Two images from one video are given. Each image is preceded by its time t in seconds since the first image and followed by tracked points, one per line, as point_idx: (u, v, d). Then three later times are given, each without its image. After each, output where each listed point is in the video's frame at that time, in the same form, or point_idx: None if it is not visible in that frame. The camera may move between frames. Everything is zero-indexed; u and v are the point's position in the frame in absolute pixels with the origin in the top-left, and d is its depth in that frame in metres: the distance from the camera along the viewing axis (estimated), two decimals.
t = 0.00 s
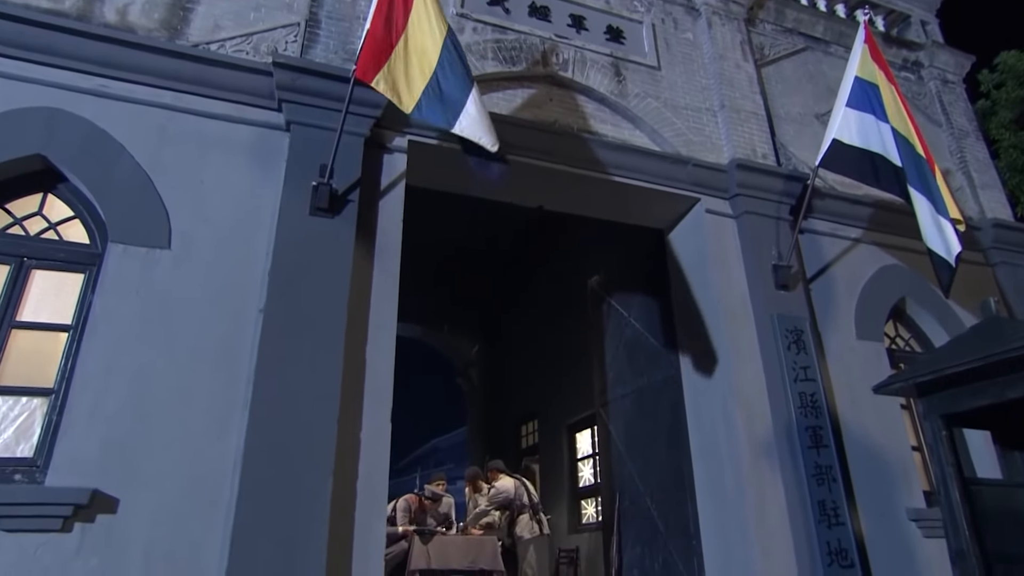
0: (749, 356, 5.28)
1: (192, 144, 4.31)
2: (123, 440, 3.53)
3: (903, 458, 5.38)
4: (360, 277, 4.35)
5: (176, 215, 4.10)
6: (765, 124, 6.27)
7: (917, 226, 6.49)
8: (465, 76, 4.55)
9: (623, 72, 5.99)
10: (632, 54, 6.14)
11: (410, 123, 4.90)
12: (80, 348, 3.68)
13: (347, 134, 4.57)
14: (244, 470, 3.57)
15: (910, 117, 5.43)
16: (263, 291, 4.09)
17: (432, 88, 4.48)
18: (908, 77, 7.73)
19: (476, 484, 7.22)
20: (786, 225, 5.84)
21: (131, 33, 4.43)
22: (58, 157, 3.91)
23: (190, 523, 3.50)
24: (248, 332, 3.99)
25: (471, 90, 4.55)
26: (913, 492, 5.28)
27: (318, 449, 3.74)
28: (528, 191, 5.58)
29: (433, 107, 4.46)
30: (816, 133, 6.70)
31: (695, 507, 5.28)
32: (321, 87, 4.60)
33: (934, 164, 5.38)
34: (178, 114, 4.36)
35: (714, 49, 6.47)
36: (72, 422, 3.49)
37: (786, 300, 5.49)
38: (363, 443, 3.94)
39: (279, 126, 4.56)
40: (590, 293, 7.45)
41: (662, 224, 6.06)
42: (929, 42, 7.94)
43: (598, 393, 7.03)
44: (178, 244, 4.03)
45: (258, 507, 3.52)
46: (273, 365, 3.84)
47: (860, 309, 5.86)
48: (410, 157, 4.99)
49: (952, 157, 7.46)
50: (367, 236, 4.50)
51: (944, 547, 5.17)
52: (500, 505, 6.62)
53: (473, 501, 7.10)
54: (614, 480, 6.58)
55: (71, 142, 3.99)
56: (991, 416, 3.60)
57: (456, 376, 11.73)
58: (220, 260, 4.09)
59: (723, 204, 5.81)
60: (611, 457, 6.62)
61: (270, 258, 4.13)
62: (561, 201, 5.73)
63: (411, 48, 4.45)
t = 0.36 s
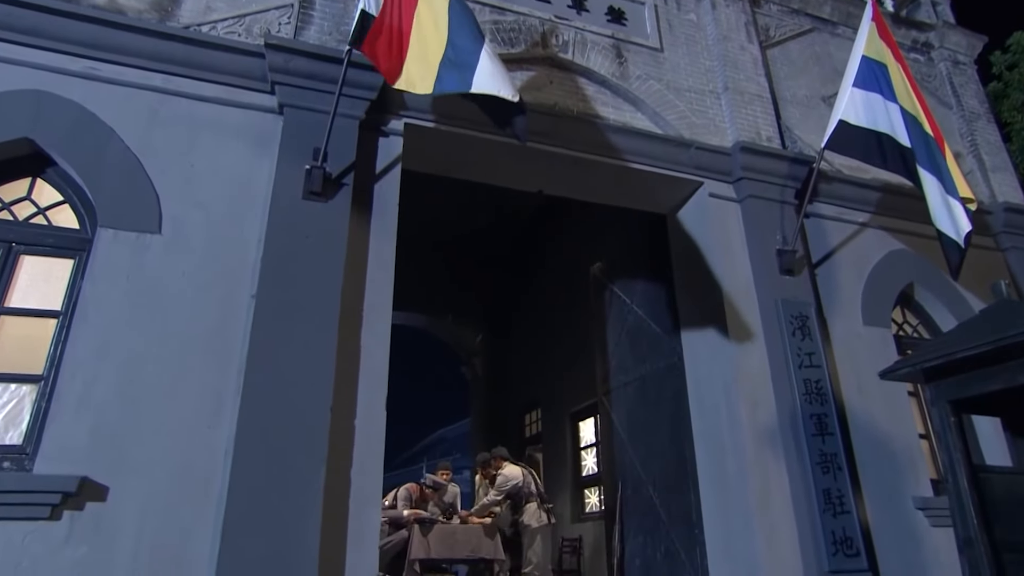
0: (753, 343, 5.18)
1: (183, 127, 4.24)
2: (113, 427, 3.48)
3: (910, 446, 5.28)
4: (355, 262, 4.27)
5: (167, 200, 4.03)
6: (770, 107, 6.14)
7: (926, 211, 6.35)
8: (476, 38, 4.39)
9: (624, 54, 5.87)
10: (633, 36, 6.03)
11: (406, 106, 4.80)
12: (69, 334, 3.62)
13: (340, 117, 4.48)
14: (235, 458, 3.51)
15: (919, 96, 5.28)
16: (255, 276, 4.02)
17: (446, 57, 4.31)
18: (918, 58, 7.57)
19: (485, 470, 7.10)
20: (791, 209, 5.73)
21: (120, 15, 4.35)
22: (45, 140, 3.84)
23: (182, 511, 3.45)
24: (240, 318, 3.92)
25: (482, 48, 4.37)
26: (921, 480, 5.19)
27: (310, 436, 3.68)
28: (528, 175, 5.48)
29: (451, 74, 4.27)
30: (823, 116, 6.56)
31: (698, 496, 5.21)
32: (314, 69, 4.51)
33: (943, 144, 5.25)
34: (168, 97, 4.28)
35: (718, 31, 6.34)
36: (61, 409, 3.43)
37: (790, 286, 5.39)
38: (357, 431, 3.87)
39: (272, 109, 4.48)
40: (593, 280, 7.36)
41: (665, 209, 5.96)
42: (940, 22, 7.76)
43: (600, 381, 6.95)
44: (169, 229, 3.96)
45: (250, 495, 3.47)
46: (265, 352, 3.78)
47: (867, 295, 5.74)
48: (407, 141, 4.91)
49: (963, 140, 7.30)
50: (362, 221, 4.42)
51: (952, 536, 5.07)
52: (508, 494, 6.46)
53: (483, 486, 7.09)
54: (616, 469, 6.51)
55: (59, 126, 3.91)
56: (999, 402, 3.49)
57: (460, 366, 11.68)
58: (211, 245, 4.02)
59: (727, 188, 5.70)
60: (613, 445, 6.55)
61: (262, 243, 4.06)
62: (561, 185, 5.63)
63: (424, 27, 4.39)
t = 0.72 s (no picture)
0: (755, 330, 5.08)
1: (173, 110, 4.15)
2: (101, 415, 3.42)
3: (915, 435, 5.19)
4: (348, 248, 4.20)
5: (156, 184, 3.96)
6: (774, 90, 6.02)
7: (934, 196, 6.23)
8: None
9: (625, 36, 5.76)
10: (634, 18, 5.91)
11: (401, 88, 4.71)
12: (56, 319, 3.56)
13: (333, 100, 4.40)
14: (225, 445, 3.45)
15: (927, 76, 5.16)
16: (246, 262, 3.95)
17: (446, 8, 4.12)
18: (927, 41, 7.41)
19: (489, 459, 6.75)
20: (794, 193, 5.62)
21: None
22: (32, 123, 3.77)
23: (171, 500, 3.40)
24: (231, 304, 3.86)
25: None
26: (926, 469, 5.10)
27: (301, 423, 3.62)
28: (526, 160, 5.38)
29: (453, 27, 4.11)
30: (828, 99, 6.43)
31: (699, 485, 5.14)
32: (307, 51, 4.42)
33: (952, 125, 5.13)
34: (158, 80, 4.20)
35: (721, 12, 6.21)
36: (47, 395, 3.37)
37: (794, 272, 5.29)
38: (349, 419, 3.81)
39: (263, 92, 4.39)
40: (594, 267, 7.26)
41: (666, 194, 5.86)
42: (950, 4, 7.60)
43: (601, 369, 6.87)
44: (158, 213, 3.89)
45: (240, 483, 3.41)
46: (256, 339, 3.72)
47: (872, 282, 5.64)
48: (401, 124, 4.82)
49: (972, 124, 7.16)
50: (355, 205, 4.34)
51: (957, 526, 4.99)
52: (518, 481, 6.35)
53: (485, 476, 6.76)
54: (617, 458, 6.44)
55: (46, 108, 3.83)
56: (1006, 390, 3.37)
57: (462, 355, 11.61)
58: (201, 230, 3.95)
59: (729, 172, 5.59)
60: (614, 434, 6.48)
61: (253, 228, 3.99)
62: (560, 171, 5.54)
63: None
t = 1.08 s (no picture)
0: (755, 316, 4.99)
1: (160, 92, 4.07)
2: (85, 401, 3.36)
3: (917, 422, 5.11)
4: (338, 232, 4.12)
5: (142, 166, 3.87)
6: (776, 72, 5.90)
7: (938, 180, 6.12)
8: None
9: (623, 17, 5.64)
10: None
11: (393, 70, 4.62)
12: (39, 304, 3.49)
13: (323, 82, 4.31)
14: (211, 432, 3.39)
15: (932, 56, 5.03)
16: (233, 246, 3.88)
17: None
18: (932, 23, 7.27)
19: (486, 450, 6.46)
20: (795, 177, 5.52)
21: None
22: (14, 104, 3.68)
23: (156, 488, 3.34)
24: (218, 288, 3.79)
25: None
26: (927, 457, 5.02)
27: (288, 409, 3.56)
28: (522, 143, 5.28)
29: None
30: (831, 82, 6.31)
31: (697, 473, 5.07)
32: (296, 31, 4.33)
33: (958, 106, 4.99)
34: (144, 60, 4.11)
35: None
36: (29, 381, 3.31)
37: (794, 258, 5.20)
38: (339, 405, 3.75)
39: (252, 73, 4.31)
40: (592, 253, 7.17)
41: (665, 179, 5.77)
42: None
43: (599, 357, 6.79)
44: (144, 197, 3.81)
45: (227, 471, 3.36)
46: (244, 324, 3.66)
47: (874, 268, 5.55)
48: (394, 107, 4.73)
49: (978, 107, 7.03)
50: (346, 189, 4.26)
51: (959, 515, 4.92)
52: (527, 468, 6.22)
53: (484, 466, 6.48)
54: (615, 447, 6.37)
55: (29, 89, 3.75)
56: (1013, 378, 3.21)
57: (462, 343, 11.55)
58: (188, 213, 3.87)
59: (729, 156, 5.49)
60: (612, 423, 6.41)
61: (241, 212, 3.92)
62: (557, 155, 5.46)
63: None
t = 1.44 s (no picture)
0: (755, 301, 4.91)
1: (146, 73, 3.98)
2: (70, 387, 3.30)
3: (919, 409, 5.02)
4: (328, 216, 4.04)
5: (127, 149, 3.79)
6: (778, 53, 5.78)
7: (944, 163, 5.99)
8: None
9: None
10: None
11: (385, 51, 4.52)
12: (22, 289, 3.42)
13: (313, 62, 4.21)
14: (198, 420, 3.33)
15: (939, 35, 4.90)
16: (221, 230, 3.80)
17: None
18: (939, 3, 7.12)
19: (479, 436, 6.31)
20: (797, 160, 5.41)
21: None
22: None
23: (143, 475, 3.28)
24: (206, 273, 3.71)
25: None
26: (930, 445, 4.94)
27: (276, 394, 3.50)
28: (518, 126, 5.19)
29: None
30: (834, 64, 6.18)
31: (695, 460, 5.01)
32: (285, 10, 4.22)
33: (965, 86, 4.85)
34: (129, 40, 4.02)
35: None
36: (12, 367, 3.25)
37: (795, 242, 5.11)
38: (330, 392, 3.68)
39: (240, 54, 4.20)
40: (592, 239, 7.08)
41: (664, 162, 5.67)
42: None
43: (599, 344, 6.71)
44: (130, 180, 3.74)
45: (215, 458, 3.30)
46: (232, 310, 3.59)
47: (877, 252, 5.45)
48: (387, 89, 4.64)
49: (986, 89, 6.89)
50: (337, 172, 4.17)
51: (961, 502, 4.85)
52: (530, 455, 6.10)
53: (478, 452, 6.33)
54: (614, 434, 6.31)
55: (12, 69, 3.66)
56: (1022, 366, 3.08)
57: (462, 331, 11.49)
58: (175, 197, 3.79)
59: (729, 139, 5.39)
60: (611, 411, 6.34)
61: (229, 195, 3.84)
62: (554, 138, 5.36)
63: None
